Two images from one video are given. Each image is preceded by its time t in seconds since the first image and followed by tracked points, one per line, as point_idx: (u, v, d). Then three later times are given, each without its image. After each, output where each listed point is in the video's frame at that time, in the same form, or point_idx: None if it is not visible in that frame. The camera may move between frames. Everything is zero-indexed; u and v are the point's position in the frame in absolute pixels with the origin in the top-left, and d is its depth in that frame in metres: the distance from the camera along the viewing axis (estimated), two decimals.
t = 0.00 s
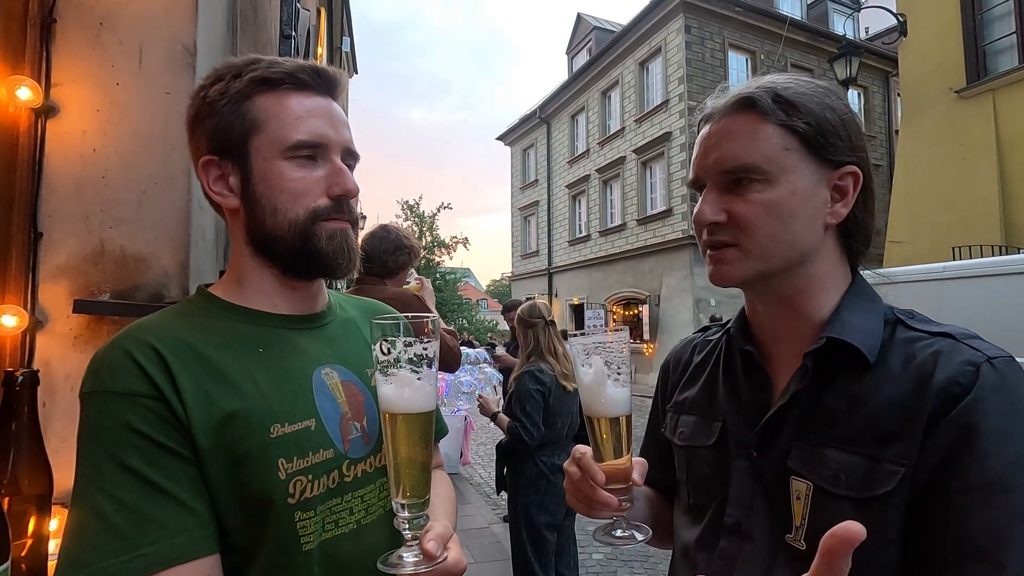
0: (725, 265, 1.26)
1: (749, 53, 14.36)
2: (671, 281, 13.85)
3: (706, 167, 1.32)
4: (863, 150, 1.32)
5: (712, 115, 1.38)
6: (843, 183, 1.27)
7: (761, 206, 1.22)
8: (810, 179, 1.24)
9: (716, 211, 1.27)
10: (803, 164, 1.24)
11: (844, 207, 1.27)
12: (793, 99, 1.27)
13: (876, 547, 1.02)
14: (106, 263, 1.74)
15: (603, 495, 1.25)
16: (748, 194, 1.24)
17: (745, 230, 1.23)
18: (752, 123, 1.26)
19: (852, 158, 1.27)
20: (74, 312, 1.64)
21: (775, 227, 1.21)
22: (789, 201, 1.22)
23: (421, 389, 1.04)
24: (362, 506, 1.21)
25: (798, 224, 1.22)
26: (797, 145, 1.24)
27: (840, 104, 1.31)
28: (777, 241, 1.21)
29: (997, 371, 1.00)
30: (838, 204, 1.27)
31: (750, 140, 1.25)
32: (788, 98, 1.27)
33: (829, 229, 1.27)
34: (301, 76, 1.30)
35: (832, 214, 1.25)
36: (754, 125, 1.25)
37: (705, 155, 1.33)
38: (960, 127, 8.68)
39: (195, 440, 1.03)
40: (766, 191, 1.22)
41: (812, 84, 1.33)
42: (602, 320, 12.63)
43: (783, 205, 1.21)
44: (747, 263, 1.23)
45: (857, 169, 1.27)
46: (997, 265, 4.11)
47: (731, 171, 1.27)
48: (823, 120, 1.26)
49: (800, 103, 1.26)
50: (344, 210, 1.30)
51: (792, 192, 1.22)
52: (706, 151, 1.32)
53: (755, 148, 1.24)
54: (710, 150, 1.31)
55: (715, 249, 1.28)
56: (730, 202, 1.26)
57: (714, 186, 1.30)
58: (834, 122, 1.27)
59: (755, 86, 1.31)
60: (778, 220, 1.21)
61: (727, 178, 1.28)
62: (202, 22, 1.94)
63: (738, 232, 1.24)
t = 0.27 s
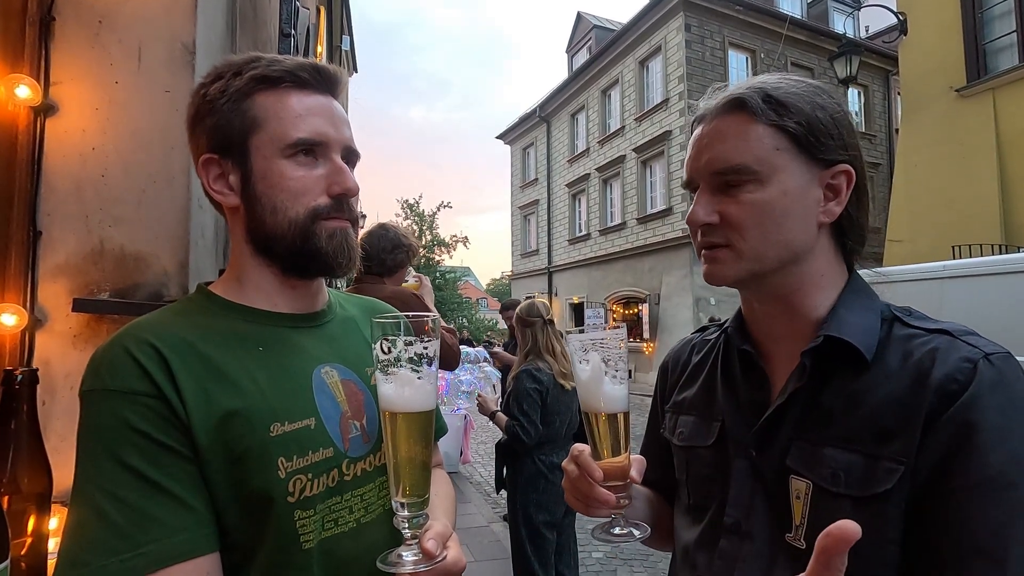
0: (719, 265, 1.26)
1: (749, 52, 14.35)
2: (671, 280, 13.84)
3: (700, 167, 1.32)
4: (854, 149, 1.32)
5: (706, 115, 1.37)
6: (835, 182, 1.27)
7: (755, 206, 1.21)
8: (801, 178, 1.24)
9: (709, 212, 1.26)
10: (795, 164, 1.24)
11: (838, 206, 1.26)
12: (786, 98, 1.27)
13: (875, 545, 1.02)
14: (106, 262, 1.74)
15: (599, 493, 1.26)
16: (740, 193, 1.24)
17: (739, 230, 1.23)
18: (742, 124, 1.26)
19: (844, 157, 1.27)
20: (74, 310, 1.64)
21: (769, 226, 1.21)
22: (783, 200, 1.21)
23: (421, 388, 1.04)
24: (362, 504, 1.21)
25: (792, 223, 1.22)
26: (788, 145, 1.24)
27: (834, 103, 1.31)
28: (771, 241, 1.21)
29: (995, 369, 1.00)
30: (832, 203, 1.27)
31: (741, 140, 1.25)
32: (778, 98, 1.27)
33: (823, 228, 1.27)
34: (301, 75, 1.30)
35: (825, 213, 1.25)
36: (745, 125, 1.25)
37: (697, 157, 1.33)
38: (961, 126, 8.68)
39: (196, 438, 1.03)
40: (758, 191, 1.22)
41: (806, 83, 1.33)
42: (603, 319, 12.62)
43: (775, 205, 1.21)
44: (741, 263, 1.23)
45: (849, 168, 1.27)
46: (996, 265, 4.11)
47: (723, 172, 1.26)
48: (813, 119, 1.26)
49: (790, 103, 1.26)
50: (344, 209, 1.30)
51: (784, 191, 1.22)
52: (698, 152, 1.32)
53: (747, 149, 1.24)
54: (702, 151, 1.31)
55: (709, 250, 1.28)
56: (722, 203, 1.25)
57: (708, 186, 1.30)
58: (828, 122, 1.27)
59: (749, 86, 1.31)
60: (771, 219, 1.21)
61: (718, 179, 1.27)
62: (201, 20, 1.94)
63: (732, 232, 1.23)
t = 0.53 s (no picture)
0: (718, 264, 1.26)
1: (749, 51, 14.35)
2: (671, 279, 13.84)
3: (700, 166, 1.32)
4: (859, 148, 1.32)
5: (706, 114, 1.37)
6: (836, 181, 1.26)
7: (754, 204, 1.21)
8: (802, 177, 1.24)
9: (709, 210, 1.27)
10: (795, 162, 1.23)
11: (838, 205, 1.26)
12: (786, 97, 1.27)
13: (876, 544, 1.02)
14: (106, 261, 1.74)
15: (601, 489, 1.26)
16: (739, 193, 1.24)
17: (739, 229, 1.23)
18: (743, 122, 1.26)
19: (845, 156, 1.27)
20: (74, 310, 1.64)
21: (769, 225, 1.21)
22: (781, 199, 1.21)
23: (422, 387, 1.04)
24: (363, 502, 1.21)
25: (791, 222, 1.21)
26: (789, 144, 1.24)
27: (835, 102, 1.31)
28: (771, 240, 1.21)
29: (996, 368, 1.00)
30: (832, 202, 1.26)
31: (741, 139, 1.25)
32: (780, 97, 1.27)
33: (823, 226, 1.26)
34: (302, 73, 1.30)
35: (825, 212, 1.25)
36: (746, 123, 1.25)
37: (698, 155, 1.33)
38: (961, 125, 8.67)
39: (196, 436, 1.03)
40: (758, 189, 1.22)
41: (806, 83, 1.33)
42: (603, 317, 12.62)
43: (775, 204, 1.21)
44: (740, 262, 1.23)
45: (850, 166, 1.27)
46: (995, 264, 4.11)
47: (723, 171, 1.26)
48: (814, 118, 1.25)
49: (791, 101, 1.26)
50: (344, 208, 1.29)
51: (784, 190, 1.22)
52: (700, 150, 1.32)
53: (747, 147, 1.24)
54: (703, 149, 1.31)
55: (709, 248, 1.28)
56: (722, 201, 1.25)
57: (708, 185, 1.30)
58: (828, 121, 1.27)
59: (748, 85, 1.31)
60: (771, 218, 1.21)
61: (719, 177, 1.27)
62: (200, 19, 1.93)
63: (732, 230, 1.24)
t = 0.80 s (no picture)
0: (734, 266, 1.25)
1: (749, 50, 14.34)
2: (671, 279, 13.85)
3: (709, 166, 1.32)
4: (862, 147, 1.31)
5: (711, 113, 1.37)
6: (846, 180, 1.26)
7: (770, 205, 1.21)
8: (815, 177, 1.24)
9: (723, 212, 1.26)
10: (808, 162, 1.23)
11: (847, 204, 1.27)
12: (796, 96, 1.27)
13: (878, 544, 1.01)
14: (106, 260, 1.73)
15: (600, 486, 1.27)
16: (755, 193, 1.23)
17: (755, 230, 1.22)
18: (754, 122, 1.25)
19: (855, 154, 1.27)
20: (74, 309, 1.64)
21: (784, 225, 1.21)
22: (797, 198, 1.21)
23: (423, 386, 1.04)
24: (363, 501, 1.21)
25: (805, 222, 1.21)
26: (801, 144, 1.24)
27: (841, 101, 1.31)
28: (787, 240, 1.21)
29: (1001, 368, 0.99)
30: (841, 201, 1.27)
31: (754, 139, 1.24)
32: (790, 96, 1.27)
33: (834, 226, 1.27)
34: (302, 71, 1.29)
35: (836, 211, 1.25)
36: (757, 124, 1.25)
37: (707, 157, 1.32)
38: (961, 124, 8.67)
39: (197, 436, 1.03)
40: (774, 190, 1.22)
41: (812, 82, 1.33)
42: (603, 317, 12.63)
43: (791, 204, 1.21)
44: (757, 263, 1.23)
45: (858, 165, 1.27)
46: (996, 263, 4.11)
47: (737, 171, 1.26)
48: (826, 118, 1.25)
49: (802, 101, 1.26)
50: (344, 207, 1.29)
51: (799, 190, 1.22)
52: (708, 152, 1.32)
53: (760, 148, 1.23)
54: (712, 150, 1.31)
55: (724, 250, 1.28)
56: (737, 203, 1.25)
57: (718, 185, 1.29)
58: (837, 120, 1.27)
59: (757, 84, 1.30)
60: (787, 218, 1.21)
61: (732, 178, 1.27)
62: (200, 18, 1.93)
63: (748, 232, 1.23)
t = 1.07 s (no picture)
0: (716, 261, 1.28)
1: (749, 49, 14.33)
2: (671, 278, 13.86)
3: (701, 163, 1.33)
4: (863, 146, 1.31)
5: (709, 112, 1.38)
6: (835, 180, 1.26)
7: (750, 202, 1.23)
8: (801, 176, 1.24)
9: (706, 207, 1.29)
10: (793, 162, 1.24)
11: (837, 204, 1.26)
12: (787, 96, 1.27)
13: (876, 543, 1.01)
14: (105, 259, 1.74)
15: (607, 481, 1.25)
16: (738, 191, 1.25)
17: (735, 227, 1.24)
18: (741, 121, 1.27)
19: (846, 155, 1.26)
20: (74, 308, 1.64)
21: (764, 223, 1.22)
22: (778, 197, 1.22)
23: (423, 385, 1.04)
24: (364, 500, 1.21)
25: (786, 219, 1.22)
26: (787, 143, 1.24)
27: (837, 101, 1.31)
28: (768, 238, 1.22)
29: (994, 368, 0.98)
30: (831, 201, 1.26)
31: (739, 137, 1.26)
32: (780, 95, 1.27)
33: (823, 225, 1.26)
34: (302, 68, 1.30)
35: (823, 211, 1.25)
36: (743, 122, 1.26)
37: (700, 153, 1.35)
38: (961, 123, 8.66)
39: (198, 435, 1.03)
40: (756, 187, 1.23)
41: (809, 81, 1.33)
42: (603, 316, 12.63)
43: (771, 202, 1.22)
44: (737, 260, 1.25)
45: (850, 166, 1.26)
46: (996, 262, 4.12)
47: (722, 168, 1.28)
48: (815, 117, 1.25)
49: (792, 99, 1.26)
50: (345, 204, 1.29)
51: (781, 188, 1.22)
52: (700, 148, 1.34)
53: (744, 145, 1.25)
54: (703, 148, 1.33)
55: (709, 245, 1.30)
56: (720, 199, 1.27)
57: (707, 182, 1.31)
58: (828, 119, 1.26)
59: (750, 83, 1.31)
60: (767, 217, 1.22)
61: (718, 175, 1.29)
62: (199, 17, 1.93)
63: (729, 228, 1.25)
